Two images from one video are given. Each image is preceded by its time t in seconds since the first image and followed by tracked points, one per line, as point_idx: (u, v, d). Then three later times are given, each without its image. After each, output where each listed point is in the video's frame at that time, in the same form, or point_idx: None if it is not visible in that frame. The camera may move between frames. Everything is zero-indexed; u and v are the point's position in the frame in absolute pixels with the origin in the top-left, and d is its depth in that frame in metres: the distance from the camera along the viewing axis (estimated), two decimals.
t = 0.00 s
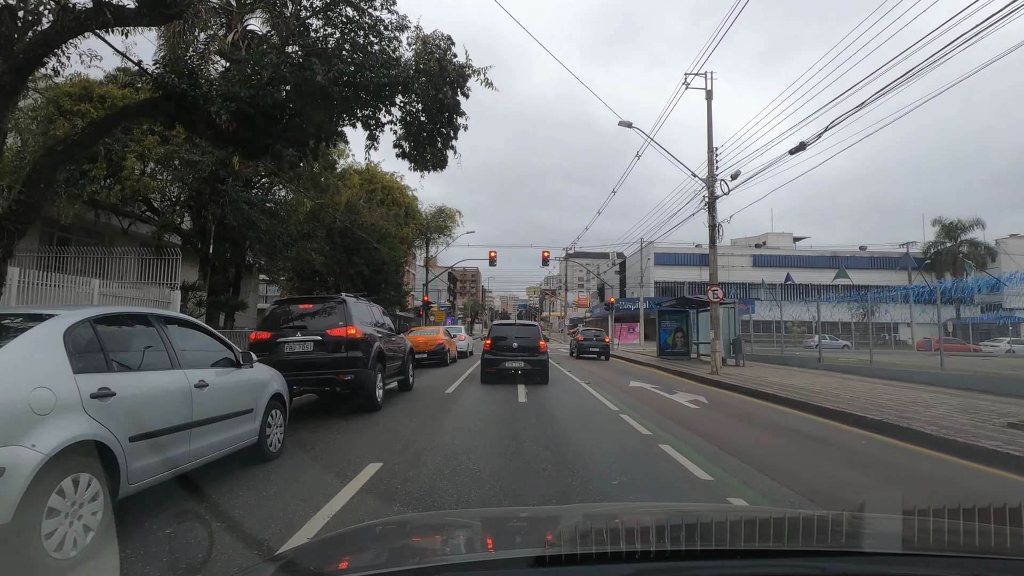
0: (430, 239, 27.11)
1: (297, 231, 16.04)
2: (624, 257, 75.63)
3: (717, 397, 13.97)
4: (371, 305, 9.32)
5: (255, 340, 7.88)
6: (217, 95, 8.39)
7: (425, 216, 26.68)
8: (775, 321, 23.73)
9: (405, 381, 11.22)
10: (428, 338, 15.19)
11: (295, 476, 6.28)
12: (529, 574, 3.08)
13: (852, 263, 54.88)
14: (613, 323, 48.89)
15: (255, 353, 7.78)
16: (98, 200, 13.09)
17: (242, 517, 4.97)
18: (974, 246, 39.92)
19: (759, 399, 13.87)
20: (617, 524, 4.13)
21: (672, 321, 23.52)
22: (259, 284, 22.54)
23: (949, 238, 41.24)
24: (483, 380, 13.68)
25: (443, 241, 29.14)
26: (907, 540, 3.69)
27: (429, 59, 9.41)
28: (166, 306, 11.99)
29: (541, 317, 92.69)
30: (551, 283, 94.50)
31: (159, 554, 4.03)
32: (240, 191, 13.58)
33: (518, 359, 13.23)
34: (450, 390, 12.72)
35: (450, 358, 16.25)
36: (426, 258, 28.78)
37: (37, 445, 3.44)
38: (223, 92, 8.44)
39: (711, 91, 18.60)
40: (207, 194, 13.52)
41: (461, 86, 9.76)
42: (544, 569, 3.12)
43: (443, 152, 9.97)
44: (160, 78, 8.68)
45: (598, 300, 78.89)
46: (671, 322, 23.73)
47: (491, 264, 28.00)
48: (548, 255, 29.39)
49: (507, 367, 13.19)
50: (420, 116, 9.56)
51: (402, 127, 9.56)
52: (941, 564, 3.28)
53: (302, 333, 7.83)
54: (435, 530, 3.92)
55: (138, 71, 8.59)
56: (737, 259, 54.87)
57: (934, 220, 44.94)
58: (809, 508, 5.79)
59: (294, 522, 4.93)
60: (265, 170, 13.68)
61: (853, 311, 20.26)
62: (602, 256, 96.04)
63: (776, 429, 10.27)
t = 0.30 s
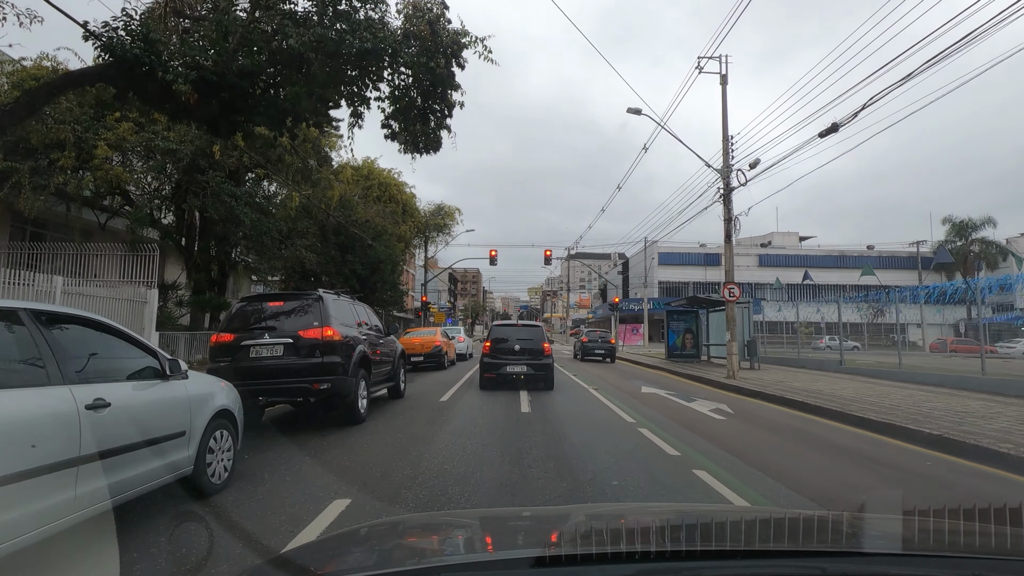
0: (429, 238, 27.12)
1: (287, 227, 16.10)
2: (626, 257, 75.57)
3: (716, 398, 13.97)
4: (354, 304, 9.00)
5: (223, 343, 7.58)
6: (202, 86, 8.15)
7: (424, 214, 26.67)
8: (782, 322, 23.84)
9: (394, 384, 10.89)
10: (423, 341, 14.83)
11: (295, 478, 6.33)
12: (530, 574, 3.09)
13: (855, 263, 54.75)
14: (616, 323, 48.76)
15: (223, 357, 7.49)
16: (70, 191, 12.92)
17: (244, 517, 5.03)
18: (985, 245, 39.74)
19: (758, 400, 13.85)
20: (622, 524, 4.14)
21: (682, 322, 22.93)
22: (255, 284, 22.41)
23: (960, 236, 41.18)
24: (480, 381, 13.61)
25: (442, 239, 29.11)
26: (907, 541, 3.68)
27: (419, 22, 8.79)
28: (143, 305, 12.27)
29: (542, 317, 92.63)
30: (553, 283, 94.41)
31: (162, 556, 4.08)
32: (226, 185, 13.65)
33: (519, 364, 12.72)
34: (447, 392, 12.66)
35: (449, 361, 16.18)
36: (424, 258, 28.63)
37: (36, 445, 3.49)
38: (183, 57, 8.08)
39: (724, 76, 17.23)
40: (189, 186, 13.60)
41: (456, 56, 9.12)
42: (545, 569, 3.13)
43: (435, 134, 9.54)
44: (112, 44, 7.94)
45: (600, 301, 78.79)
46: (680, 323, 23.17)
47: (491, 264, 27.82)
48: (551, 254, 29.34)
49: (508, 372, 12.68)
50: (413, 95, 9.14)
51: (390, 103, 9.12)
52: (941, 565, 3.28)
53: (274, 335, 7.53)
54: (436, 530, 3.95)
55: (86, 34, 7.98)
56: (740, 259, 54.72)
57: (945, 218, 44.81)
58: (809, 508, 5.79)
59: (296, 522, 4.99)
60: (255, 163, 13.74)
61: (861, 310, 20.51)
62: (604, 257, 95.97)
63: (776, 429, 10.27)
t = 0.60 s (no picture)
0: (427, 236, 27.06)
1: (275, 223, 16.22)
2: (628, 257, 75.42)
3: (715, 399, 13.93)
4: (333, 305, 7.99)
5: (175, 348, 6.41)
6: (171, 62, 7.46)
7: (422, 212, 26.59)
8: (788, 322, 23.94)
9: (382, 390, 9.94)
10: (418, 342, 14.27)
11: (294, 478, 6.30)
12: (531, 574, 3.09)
13: (857, 263, 54.67)
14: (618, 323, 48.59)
15: (176, 364, 6.33)
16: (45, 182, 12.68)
17: (243, 517, 5.03)
18: (995, 244, 39.74)
19: (758, 401, 13.81)
20: (629, 524, 4.14)
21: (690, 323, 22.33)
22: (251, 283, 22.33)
23: (969, 235, 41.25)
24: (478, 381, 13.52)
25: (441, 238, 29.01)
26: (906, 540, 3.68)
27: None
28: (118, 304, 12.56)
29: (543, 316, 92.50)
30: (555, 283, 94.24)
31: (164, 554, 4.10)
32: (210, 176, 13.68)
33: (520, 369, 11.71)
34: (445, 392, 12.56)
35: (448, 363, 16.05)
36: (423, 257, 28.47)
37: (37, 445, 3.46)
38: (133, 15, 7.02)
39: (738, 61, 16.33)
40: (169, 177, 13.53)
41: (451, 24, 8.03)
42: (545, 569, 3.13)
43: (426, 114, 8.70)
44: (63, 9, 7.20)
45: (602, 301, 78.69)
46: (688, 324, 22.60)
47: (492, 263, 27.67)
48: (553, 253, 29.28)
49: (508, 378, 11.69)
50: (404, 69, 8.36)
51: (377, 78, 8.28)
52: (940, 564, 3.28)
53: (237, 337, 6.40)
54: (434, 529, 3.95)
55: None
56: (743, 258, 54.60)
57: (954, 217, 44.76)
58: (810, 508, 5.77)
59: (296, 523, 4.98)
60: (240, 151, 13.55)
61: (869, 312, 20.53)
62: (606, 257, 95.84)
63: (777, 429, 10.25)
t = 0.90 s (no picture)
0: (426, 233, 26.95)
1: (267, 221, 14.99)
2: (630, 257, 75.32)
3: (714, 398, 13.90)
4: (308, 301, 7.29)
5: (125, 350, 5.70)
6: (130, 30, 6.53)
7: (420, 209, 26.48)
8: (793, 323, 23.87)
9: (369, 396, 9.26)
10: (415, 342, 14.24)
11: (293, 477, 6.29)
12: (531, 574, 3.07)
13: (858, 261, 54.56)
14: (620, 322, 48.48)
15: (124, 368, 5.65)
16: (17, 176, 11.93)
17: (243, 517, 5.02)
18: (1004, 242, 39.63)
19: (757, 401, 13.81)
20: (632, 524, 4.11)
21: (699, 323, 21.87)
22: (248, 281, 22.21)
23: (977, 234, 41.10)
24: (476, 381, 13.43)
25: (439, 236, 28.86)
26: (907, 540, 3.66)
27: None
28: (95, 300, 12.44)
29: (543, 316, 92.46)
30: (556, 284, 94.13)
31: (164, 554, 4.13)
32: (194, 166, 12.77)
33: (521, 372, 10.95)
34: (442, 392, 12.49)
35: (445, 363, 15.96)
36: (421, 255, 28.29)
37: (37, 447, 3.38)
38: None
39: (752, 45, 15.34)
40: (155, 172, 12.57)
41: None
42: (545, 569, 3.11)
43: (418, 89, 8.16)
44: None
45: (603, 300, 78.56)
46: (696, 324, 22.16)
47: (491, 261, 27.50)
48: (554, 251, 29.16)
49: (508, 381, 10.94)
50: (392, 40, 7.78)
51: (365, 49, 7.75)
52: (939, 565, 3.26)
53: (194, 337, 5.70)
54: (431, 529, 3.94)
55: None
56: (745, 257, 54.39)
57: (961, 215, 44.60)
58: (809, 509, 5.74)
59: (296, 522, 4.98)
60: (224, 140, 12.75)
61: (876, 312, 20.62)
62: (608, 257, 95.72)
63: (776, 429, 10.22)
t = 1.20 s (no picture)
0: (424, 231, 26.81)
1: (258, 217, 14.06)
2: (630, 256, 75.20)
3: (713, 398, 13.87)
4: (281, 295, 6.69)
5: (69, 352, 5.18)
6: None
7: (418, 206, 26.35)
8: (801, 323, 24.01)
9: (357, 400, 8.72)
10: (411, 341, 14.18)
11: (293, 476, 6.27)
12: (530, 574, 3.05)
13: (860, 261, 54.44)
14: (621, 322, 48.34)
15: (67, 371, 5.13)
16: None
17: (242, 516, 5.01)
18: (1010, 242, 39.52)
19: (756, 401, 13.80)
20: (634, 523, 4.09)
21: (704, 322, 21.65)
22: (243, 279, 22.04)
23: (983, 233, 40.97)
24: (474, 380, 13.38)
25: (438, 233, 28.69)
26: (907, 540, 3.64)
27: None
28: (72, 297, 12.33)
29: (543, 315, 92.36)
30: (557, 283, 93.99)
31: (163, 553, 4.12)
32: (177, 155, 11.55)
33: (522, 375, 10.28)
34: (439, 392, 12.43)
35: (443, 364, 15.91)
36: (419, 254, 28.15)
37: None
38: None
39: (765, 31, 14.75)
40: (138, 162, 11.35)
41: None
42: (545, 569, 3.09)
43: (410, 64, 7.60)
44: None
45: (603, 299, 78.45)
46: (702, 324, 21.87)
47: (491, 259, 27.39)
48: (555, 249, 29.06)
49: (508, 384, 10.26)
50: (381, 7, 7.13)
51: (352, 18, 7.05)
52: (939, 564, 3.24)
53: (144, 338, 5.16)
54: (427, 529, 3.93)
55: None
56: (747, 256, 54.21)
57: (967, 215, 44.40)
58: (810, 509, 5.71)
59: (295, 521, 4.98)
60: (210, 131, 11.49)
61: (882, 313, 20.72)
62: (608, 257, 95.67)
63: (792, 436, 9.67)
